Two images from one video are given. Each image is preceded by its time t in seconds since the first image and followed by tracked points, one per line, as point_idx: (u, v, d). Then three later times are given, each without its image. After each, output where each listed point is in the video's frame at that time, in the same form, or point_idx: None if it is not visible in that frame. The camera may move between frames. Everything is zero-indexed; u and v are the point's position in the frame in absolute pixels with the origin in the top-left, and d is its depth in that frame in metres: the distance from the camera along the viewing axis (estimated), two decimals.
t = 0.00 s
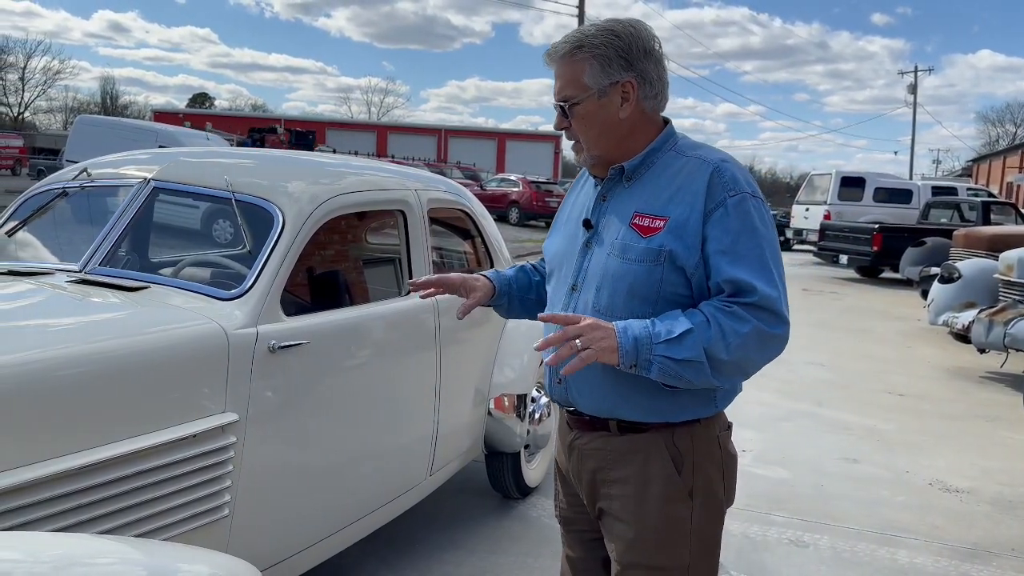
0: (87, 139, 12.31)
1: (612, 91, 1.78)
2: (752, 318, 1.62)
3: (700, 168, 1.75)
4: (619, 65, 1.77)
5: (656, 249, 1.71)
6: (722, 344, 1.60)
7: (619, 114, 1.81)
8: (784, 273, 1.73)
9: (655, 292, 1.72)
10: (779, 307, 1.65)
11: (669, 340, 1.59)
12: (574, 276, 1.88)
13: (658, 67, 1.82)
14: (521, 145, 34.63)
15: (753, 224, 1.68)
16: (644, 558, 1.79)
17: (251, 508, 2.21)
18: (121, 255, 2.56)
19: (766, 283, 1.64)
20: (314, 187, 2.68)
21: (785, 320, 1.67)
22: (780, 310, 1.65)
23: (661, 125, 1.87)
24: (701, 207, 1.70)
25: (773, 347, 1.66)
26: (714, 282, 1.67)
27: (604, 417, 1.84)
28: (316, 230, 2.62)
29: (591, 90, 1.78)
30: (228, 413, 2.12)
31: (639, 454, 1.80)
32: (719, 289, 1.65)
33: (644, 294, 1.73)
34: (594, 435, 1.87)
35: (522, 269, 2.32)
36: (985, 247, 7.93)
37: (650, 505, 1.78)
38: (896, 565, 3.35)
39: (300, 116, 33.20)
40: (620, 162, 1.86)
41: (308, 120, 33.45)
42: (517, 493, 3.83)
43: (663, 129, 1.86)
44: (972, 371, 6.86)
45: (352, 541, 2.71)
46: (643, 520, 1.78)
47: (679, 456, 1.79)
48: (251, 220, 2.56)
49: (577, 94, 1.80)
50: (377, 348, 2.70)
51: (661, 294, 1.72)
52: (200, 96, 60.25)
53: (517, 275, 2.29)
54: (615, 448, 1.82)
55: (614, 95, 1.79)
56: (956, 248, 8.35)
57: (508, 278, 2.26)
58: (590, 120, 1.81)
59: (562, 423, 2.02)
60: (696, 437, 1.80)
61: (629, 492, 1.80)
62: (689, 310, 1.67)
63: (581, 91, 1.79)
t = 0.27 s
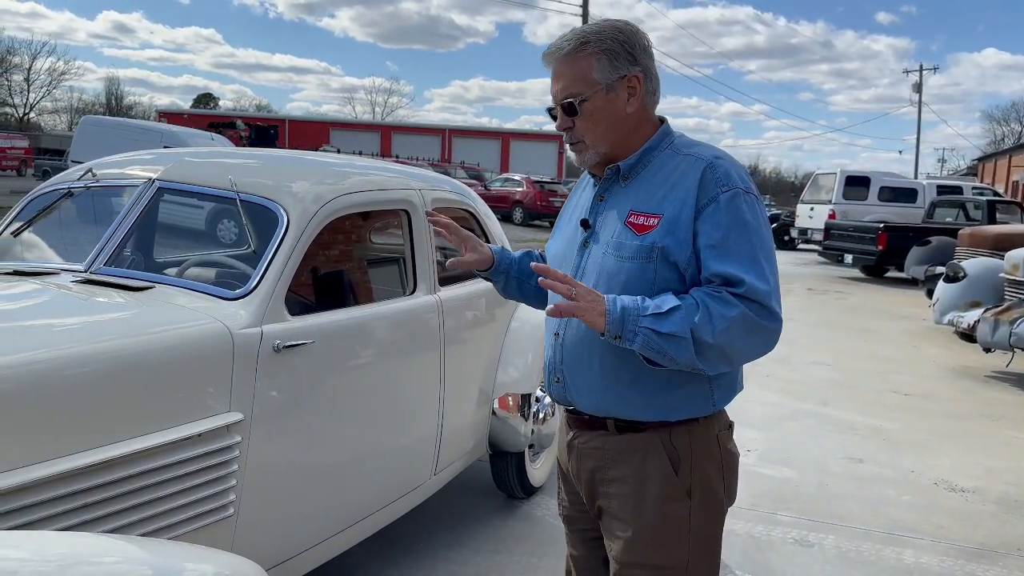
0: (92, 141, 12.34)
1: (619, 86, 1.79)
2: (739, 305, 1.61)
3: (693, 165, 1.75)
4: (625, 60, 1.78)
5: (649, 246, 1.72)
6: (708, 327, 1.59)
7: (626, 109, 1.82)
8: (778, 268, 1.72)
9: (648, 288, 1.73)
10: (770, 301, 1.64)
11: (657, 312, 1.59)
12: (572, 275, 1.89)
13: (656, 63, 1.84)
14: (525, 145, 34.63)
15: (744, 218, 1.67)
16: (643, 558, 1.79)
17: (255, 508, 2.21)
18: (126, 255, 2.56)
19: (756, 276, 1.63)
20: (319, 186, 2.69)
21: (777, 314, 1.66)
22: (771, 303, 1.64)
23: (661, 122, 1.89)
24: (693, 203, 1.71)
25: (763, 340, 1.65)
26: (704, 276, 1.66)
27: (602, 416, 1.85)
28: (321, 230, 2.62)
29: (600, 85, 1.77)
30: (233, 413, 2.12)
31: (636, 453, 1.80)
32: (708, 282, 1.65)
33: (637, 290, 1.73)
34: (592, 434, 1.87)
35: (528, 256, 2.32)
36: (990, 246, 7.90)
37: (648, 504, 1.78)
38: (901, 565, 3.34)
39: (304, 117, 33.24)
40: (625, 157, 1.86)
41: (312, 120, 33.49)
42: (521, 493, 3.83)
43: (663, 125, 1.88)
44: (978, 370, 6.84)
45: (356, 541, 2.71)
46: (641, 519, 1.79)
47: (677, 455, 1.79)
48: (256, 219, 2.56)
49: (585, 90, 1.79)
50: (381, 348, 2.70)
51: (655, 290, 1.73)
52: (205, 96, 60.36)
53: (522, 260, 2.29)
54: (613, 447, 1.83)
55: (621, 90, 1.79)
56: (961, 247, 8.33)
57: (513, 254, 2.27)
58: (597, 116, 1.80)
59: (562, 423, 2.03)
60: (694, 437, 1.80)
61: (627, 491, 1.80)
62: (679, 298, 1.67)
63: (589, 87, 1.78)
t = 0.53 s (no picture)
0: (97, 141, 12.36)
1: (617, 87, 1.79)
2: (739, 309, 1.60)
3: (691, 167, 1.75)
4: (623, 60, 1.78)
5: (647, 248, 1.72)
6: (709, 334, 1.58)
7: (623, 110, 1.82)
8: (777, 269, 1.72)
9: (647, 291, 1.72)
10: (769, 302, 1.64)
11: (657, 327, 1.57)
12: (572, 278, 1.89)
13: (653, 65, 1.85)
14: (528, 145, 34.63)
15: (742, 220, 1.67)
16: (642, 558, 1.79)
17: (259, 509, 2.22)
18: (130, 255, 2.57)
19: (754, 278, 1.63)
20: (322, 186, 2.69)
21: (776, 315, 1.66)
22: (770, 305, 1.64)
23: (657, 123, 1.89)
24: (691, 205, 1.70)
25: (762, 342, 1.64)
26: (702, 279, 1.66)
27: (602, 416, 1.85)
28: (324, 230, 2.62)
29: (597, 85, 1.78)
30: (237, 413, 2.13)
31: (635, 453, 1.80)
32: (706, 284, 1.64)
33: (636, 293, 1.73)
34: (592, 434, 1.87)
35: (527, 262, 2.32)
36: (995, 244, 7.88)
37: (647, 504, 1.78)
38: (905, 565, 3.34)
39: (307, 117, 33.27)
40: (622, 158, 1.86)
41: (315, 120, 33.52)
42: (525, 493, 3.83)
43: (660, 126, 1.88)
44: (983, 369, 6.82)
45: (360, 540, 2.71)
46: (640, 519, 1.78)
47: (676, 455, 1.78)
48: (260, 220, 2.57)
49: (582, 90, 1.79)
50: (385, 349, 2.70)
51: (653, 293, 1.72)
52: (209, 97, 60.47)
53: (521, 267, 2.29)
54: (612, 447, 1.83)
55: (618, 90, 1.80)
56: (966, 246, 8.31)
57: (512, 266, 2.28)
58: (594, 116, 1.81)
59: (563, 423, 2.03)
60: (693, 436, 1.79)
61: (626, 491, 1.80)
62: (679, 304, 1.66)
63: (587, 87, 1.78)
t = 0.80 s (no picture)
0: (100, 141, 12.38)
1: (617, 84, 1.79)
2: (739, 305, 1.60)
3: (689, 163, 1.75)
4: (622, 58, 1.78)
5: (647, 245, 1.71)
6: (708, 330, 1.58)
7: (623, 107, 1.82)
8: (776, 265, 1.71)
9: (647, 289, 1.72)
10: (769, 298, 1.64)
11: (656, 321, 1.57)
12: (572, 276, 1.89)
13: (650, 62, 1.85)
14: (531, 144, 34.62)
15: (741, 216, 1.67)
16: (649, 557, 1.79)
17: (263, 509, 2.22)
18: (134, 256, 2.58)
19: (754, 273, 1.63)
20: (326, 186, 2.69)
21: (775, 311, 1.65)
22: (770, 301, 1.64)
23: (655, 120, 1.89)
24: (691, 201, 1.70)
25: (762, 338, 1.64)
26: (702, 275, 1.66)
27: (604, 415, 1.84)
28: (328, 230, 2.62)
29: (598, 83, 1.77)
30: (242, 413, 2.13)
31: (639, 452, 1.79)
32: (706, 281, 1.64)
33: (637, 291, 1.73)
34: (595, 434, 1.87)
35: (523, 261, 2.32)
36: (1000, 243, 7.86)
37: (651, 503, 1.77)
38: (911, 565, 3.33)
39: (310, 117, 33.29)
40: (621, 156, 1.86)
41: (318, 120, 33.54)
42: (529, 493, 3.83)
43: (658, 123, 1.88)
44: (988, 369, 6.81)
45: (365, 541, 2.71)
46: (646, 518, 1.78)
47: (680, 453, 1.78)
48: (264, 220, 2.57)
49: (582, 88, 1.79)
50: (389, 348, 2.70)
51: (654, 291, 1.72)
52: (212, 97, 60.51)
53: (517, 267, 2.30)
54: (615, 447, 1.82)
55: (618, 88, 1.79)
56: (970, 245, 8.28)
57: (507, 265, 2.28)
58: (594, 115, 1.80)
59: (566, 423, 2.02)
60: (697, 434, 1.79)
61: (630, 491, 1.80)
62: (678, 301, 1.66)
63: (587, 85, 1.78)
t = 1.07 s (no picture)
0: (105, 142, 12.40)
1: (591, 90, 1.77)
2: (736, 305, 1.60)
3: (684, 162, 1.74)
4: (597, 64, 1.75)
5: (642, 245, 1.71)
6: (706, 333, 1.58)
7: (600, 114, 1.80)
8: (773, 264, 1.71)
9: (642, 289, 1.72)
10: (765, 298, 1.63)
11: (654, 328, 1.58)
12: (568, 275, 1.89)
13: (639, 65, 1.79)
14: (535, 144, 34.61)
15: (737, 215, 1.67)
16: (647, 557, 1.79)
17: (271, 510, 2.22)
18: (140, 256, 2.58)
19: (750, 272, 1.62)
20: (331, 187, 2.69)
21: (771, 310, 1.65)
22: (766, 300, 1.63)
23: (645, 124, 1.84)
24: (686, 201, 1.70)
25: (759, 337, 1.64)
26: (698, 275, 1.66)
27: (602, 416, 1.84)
28: (334, 231, 2.63)
29: (570, 90, 1.77)
30: (248, 413, 2.14)
31: (636, 452, 1.79)
32: (702, 281, 1.64)
33: (632, 291, 1.73)
34: (593, 434, 1.87)
35: (527, 266, 2.33)
36: (1006, 243, 7.83)
37: (649, 504, 1.77)
38: (917, 565, 3.32)
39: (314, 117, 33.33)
40: (603, 159, 1.85)
41: (322, 121, 33.58)
42: (535, 493, 3.83)
43: (645, 128, 1.83)
44: (994, 368, 6.78)
45: (371, 541, 2.72)
46: (644, 519, 1.78)
47: (677, 453, 1.78)
48: (270, 221, 2.57)
49: (557, 93, 1.80)
50: (394, 348, 2.71)
51: (649, 290, 1.72)
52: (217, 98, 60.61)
53: (521, 271, 2.30)
54: (613, 447, 1.82)
55: (592, 94, 1.77)
56: (976, 244, 8.26)
57: (512, 269, 2.28)
58: (570, 119, 1.81)
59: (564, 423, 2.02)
60: (694, 434, 1.79)
61: (628, 491, 1.80)
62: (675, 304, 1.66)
63: (561, 91, 1.78)
